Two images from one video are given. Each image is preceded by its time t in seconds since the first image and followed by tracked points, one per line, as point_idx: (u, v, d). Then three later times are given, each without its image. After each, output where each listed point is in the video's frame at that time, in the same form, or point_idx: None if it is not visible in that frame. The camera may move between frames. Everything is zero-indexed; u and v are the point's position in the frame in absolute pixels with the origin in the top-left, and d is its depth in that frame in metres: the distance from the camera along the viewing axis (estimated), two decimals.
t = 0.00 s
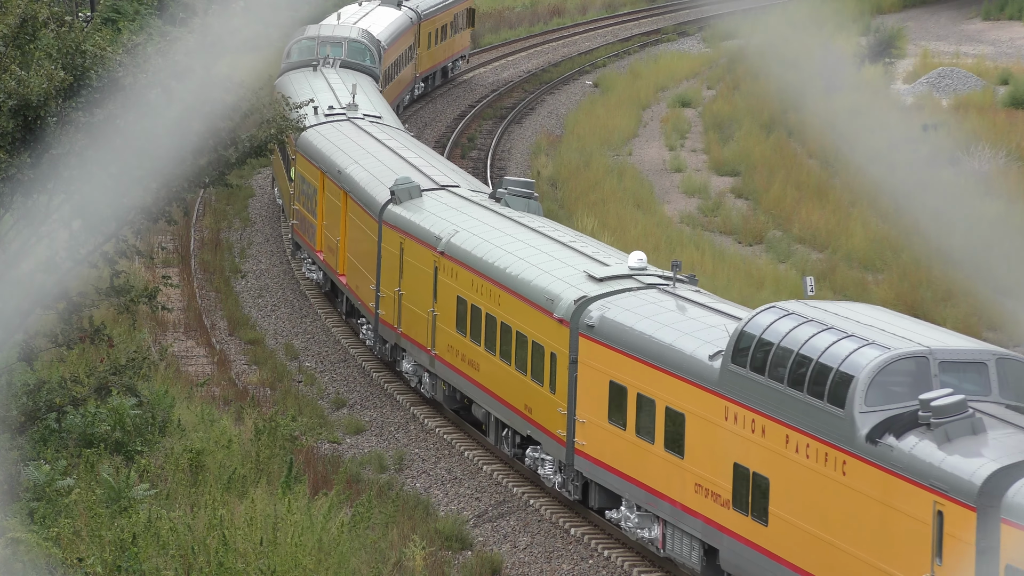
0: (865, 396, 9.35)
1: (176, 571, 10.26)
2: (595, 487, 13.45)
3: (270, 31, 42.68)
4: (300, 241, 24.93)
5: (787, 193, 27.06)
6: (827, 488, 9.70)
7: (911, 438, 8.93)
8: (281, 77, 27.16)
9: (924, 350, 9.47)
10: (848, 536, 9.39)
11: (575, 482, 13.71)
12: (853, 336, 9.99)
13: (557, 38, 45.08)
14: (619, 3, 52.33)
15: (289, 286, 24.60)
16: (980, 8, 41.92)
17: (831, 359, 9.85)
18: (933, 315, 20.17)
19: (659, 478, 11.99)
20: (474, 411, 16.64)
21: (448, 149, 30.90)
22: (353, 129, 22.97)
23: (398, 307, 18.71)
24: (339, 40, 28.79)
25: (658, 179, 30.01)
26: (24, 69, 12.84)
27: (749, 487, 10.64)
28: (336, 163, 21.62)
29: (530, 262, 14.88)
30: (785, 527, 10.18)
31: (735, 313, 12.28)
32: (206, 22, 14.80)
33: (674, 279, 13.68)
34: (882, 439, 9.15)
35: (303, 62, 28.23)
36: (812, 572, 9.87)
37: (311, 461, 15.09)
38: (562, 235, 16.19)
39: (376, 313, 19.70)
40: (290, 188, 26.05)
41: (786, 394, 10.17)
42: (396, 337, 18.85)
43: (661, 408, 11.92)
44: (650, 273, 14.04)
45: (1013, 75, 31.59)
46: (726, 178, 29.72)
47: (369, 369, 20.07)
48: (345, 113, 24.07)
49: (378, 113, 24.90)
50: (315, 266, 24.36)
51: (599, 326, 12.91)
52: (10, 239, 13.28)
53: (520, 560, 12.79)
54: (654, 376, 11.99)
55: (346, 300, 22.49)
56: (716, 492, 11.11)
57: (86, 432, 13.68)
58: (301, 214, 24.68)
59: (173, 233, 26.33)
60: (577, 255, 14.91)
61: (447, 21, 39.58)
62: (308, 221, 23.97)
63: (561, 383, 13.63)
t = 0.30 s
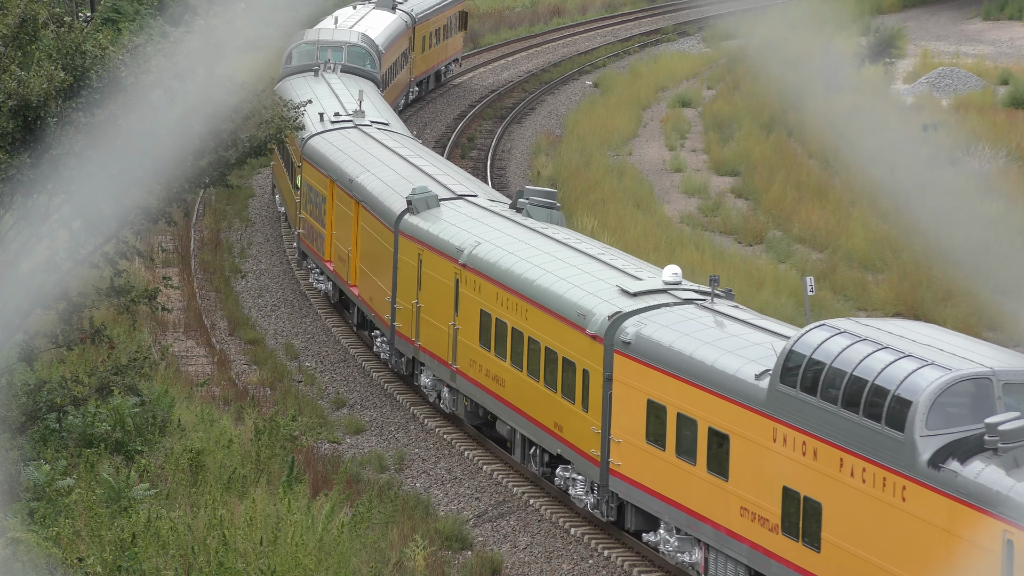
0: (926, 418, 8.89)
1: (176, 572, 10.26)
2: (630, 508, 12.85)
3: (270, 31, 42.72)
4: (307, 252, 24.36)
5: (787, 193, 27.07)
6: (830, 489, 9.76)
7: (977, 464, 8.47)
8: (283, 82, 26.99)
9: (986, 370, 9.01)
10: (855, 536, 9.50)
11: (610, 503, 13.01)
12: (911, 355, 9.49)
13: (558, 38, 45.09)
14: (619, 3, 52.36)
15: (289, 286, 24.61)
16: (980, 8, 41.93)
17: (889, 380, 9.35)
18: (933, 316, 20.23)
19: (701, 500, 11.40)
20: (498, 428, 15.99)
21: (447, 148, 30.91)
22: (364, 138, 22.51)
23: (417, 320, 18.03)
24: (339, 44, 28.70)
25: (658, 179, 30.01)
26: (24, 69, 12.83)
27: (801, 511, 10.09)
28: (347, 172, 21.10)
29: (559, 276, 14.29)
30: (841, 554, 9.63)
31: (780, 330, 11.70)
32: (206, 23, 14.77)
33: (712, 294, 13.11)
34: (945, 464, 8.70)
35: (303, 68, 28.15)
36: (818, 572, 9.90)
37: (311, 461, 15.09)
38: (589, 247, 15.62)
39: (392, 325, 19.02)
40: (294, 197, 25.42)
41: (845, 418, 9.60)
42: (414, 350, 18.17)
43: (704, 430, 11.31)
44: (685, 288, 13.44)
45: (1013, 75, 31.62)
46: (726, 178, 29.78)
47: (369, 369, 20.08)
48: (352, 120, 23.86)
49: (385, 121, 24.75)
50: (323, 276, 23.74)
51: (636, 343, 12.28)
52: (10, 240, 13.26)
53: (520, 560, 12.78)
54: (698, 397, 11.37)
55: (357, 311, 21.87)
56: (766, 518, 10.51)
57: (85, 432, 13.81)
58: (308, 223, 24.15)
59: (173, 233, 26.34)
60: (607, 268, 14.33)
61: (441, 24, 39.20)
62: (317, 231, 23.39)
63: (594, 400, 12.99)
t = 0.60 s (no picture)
0: (993, 445, 8.31)
1: (176, 572, 10.26)
2: (671, 533, 12.12)
3: (270, 31, 42.75)
4: (316, 263, 23.81)
5: (787, 193, 27.74)
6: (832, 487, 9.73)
7: None
8: (285, 88, 26.80)
9: None
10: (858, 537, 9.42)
11: (648, 526, 12.31)
12: (973, 377, 8.89)
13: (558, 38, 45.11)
14: (619, 3, 52.40)
15: (289, 285, 24.63)
16: (980, 8, 41.96)
17: (951, 406, 8.74)
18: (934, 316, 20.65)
19: (748, 526, 10.71)
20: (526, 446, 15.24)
21: (447, 149, 30.93)
22: (376, 148, 21.99)
23: (437, 334, 17.31)
24: (340, 49, 28.67)
25: (658, 179, 30.03)
26: (23, 70, 12.82)
27: (855, 539, 9.45)
28: (360, 183, 20.51)
29: (591, 289, 13.63)
30: None
31: (830, 349, 11.07)
32: (206, 23, 14.74)
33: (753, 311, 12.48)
34: (1013, 491, 8.14)
35: (303, 73, 28.01)
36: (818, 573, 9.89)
37: (311, 461, 15.09)
38: (620, 260, 14.97)
39: (410, 339, 18.30)
40: (300, 207, 24.89)
41: (907, 443, 8.96)
42: (434, 365, 17.43)
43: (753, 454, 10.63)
44: (725, 304, 12.78)
45: (1013, 75, 31.68)
46: (726, 178, 30.39)
47: (369, 369, 20.09)
48: (359, 127, 23.51)
49: (393, 128, 24.46)
50: (331, 287, 23.14)
51: (677, 361, 11.60)
52: (10, 240, 13.24)
53: (520, 560, 12.78)
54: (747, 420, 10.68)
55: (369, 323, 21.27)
56: (818, 545, 9.86)
57: (85, 432, 13.82)
58: (317, 234, 23.59)
59: (173, 233, 26.36)
60: (641, 282, 13.67)
61: (435, 28, 38.66)
62: (327, 241, 22.79)
63: (631, 419, 12.27)
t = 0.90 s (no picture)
0: None
1: (176, 571, 10.27)
2: (713, 557, 11.43)
3: (270, 31, 42.79)
4: (325, 273, 23.19)
5: (787, 193, 27.79)
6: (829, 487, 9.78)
7: None
8: (286, 95, 26.35)
9: None
10: (906, 559, 9.02)
11: (690, 550, 11.63)
12: None
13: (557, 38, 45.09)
14: (619, 3, 52.38)
15: (289, 285, 24.63)
16: (981, 8, 41.94)
17: (1020, 434, 8.37)
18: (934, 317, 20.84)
19: (800, 554, 10.09)
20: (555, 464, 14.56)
21: (447, 148, 30.91)
22: (388, 156, 21.40)
23: (458, 348, 16.60)
24: (341, 54, 28.16)
25: (658, 179, 30.01)
26: (23, 70, 12.76)
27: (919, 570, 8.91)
28: (373, 191, 19.90)
29: (625, 305, 13.04)
30: None
31: (883, 368, 10.53)
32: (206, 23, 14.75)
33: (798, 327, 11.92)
34: None
35: (305, 78, 27.49)
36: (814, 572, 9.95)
37: (311, 461, 15.10)
38: (651, 274, 14.38)
39: (429, 353, 17.58)
40: (307, 215, 24.34)
41: (974, 468, 8.53)
42: (455, 380, 16.71)
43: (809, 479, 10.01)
44: (767, 320, 12.21)
45: (1013, 75, 31.67)
46: (726, 178, 30.27)
47: (369, 369, 20.09)
48: (367, 134, 23.07)
49: (402, 134, 24.01)
50: (341, 297, 22.51)
51: (722, 381, 11.00)
52: (11, 240, 13.23)
53: (520, 560, 12.78)
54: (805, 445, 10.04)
55: (382, 335, 20.62)
56: (876, 573, 9.31)
57: (86, 432, 13.78)
58: (325, 243, 23.00)
59: (173, 233, 26.36)
60: (677, 297, 13.09)
61: (428, 32, 37.87)
62: (337, 251, 22.15)
63: (672, 440, 11.65)
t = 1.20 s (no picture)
0: None
1: (176, 572, 10.28)
2: None
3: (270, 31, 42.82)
4: (335, 284, 22.51)
5: (787, 193, 27.10)
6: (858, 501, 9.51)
7: None
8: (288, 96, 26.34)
9: None
10: None
11: None
12: None
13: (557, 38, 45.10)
14: (619, 3, 52.35)
15: (289, 285, 24.64)
16: (981, 8, 41.89)
17: None
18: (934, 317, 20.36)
19: None
20: (587, 484, 13.86)
21: (447, 149, 30.89)
22: (402, 166, 20.77)
23: (481, 363, 15.86)
24: (343, 59, 27.84)
25: (658, 179, 30.01)
26: (24, 71, 12.75)
27: None
28: (388, 201, 19.26)
29: (663, 321, 12.38)
30: None
31: (942, 390, 9.90)
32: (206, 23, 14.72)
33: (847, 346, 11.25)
34: None
35: (307, 83, 27.16)
36: (813, 571, 9.99)
37: (311, 462, 15.12)
38: (686, 289, 13.73)
39: (451, 368, 16.83)
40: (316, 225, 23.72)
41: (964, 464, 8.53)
42: (479, 397, 15.96)
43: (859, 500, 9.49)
44: (813, 339, 11.53)
45: (1013, 75, 31.64)
46: (726, 178, 29.79)
47: (369, 369, 20.09)
48: (377, 142, 22.55)
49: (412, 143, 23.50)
50: (352, 310, 21.82)
51: (770, 403, 10.42)
52: (11, 240, 13.23)
53: (520, 560, 12.78)
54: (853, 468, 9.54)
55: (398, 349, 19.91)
56: None
57: (86, 432, 13.84)
58: (336, 253, 22.35)
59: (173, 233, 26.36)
60: (718, 314, 12.45)
61: (422, 35, 37.35)
62: (349, 262, 21.44)
63: (714, 460, 11.03)
